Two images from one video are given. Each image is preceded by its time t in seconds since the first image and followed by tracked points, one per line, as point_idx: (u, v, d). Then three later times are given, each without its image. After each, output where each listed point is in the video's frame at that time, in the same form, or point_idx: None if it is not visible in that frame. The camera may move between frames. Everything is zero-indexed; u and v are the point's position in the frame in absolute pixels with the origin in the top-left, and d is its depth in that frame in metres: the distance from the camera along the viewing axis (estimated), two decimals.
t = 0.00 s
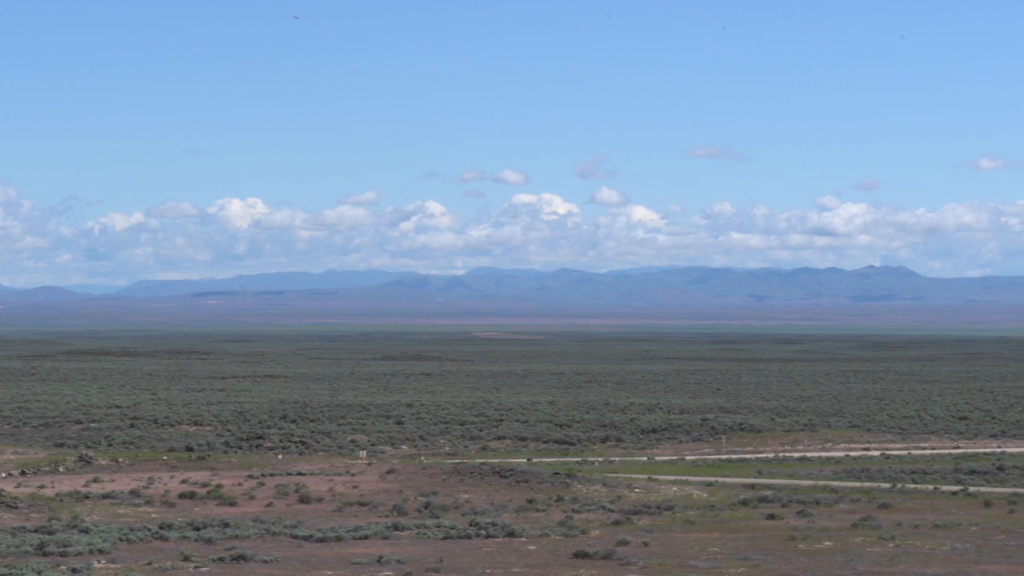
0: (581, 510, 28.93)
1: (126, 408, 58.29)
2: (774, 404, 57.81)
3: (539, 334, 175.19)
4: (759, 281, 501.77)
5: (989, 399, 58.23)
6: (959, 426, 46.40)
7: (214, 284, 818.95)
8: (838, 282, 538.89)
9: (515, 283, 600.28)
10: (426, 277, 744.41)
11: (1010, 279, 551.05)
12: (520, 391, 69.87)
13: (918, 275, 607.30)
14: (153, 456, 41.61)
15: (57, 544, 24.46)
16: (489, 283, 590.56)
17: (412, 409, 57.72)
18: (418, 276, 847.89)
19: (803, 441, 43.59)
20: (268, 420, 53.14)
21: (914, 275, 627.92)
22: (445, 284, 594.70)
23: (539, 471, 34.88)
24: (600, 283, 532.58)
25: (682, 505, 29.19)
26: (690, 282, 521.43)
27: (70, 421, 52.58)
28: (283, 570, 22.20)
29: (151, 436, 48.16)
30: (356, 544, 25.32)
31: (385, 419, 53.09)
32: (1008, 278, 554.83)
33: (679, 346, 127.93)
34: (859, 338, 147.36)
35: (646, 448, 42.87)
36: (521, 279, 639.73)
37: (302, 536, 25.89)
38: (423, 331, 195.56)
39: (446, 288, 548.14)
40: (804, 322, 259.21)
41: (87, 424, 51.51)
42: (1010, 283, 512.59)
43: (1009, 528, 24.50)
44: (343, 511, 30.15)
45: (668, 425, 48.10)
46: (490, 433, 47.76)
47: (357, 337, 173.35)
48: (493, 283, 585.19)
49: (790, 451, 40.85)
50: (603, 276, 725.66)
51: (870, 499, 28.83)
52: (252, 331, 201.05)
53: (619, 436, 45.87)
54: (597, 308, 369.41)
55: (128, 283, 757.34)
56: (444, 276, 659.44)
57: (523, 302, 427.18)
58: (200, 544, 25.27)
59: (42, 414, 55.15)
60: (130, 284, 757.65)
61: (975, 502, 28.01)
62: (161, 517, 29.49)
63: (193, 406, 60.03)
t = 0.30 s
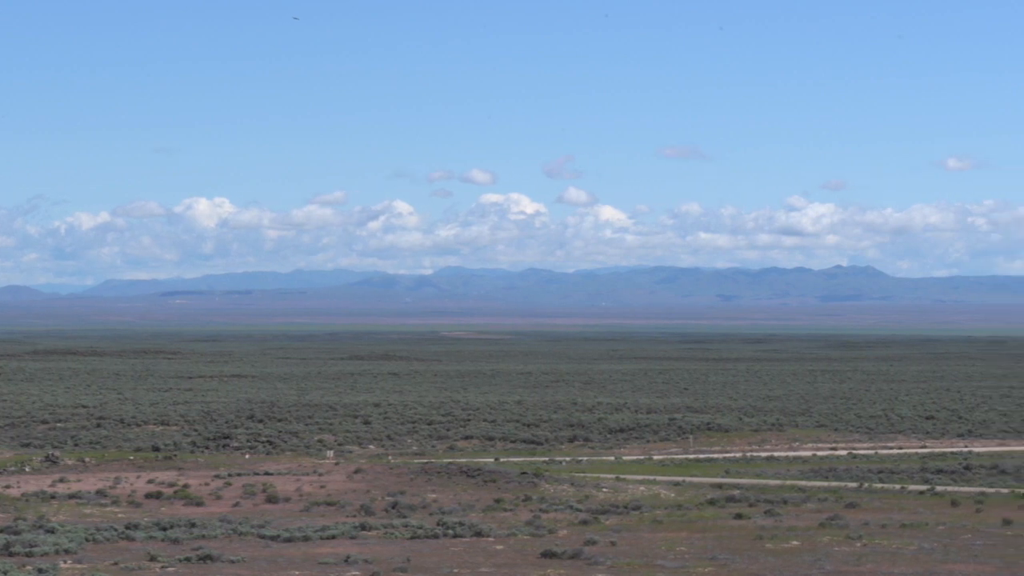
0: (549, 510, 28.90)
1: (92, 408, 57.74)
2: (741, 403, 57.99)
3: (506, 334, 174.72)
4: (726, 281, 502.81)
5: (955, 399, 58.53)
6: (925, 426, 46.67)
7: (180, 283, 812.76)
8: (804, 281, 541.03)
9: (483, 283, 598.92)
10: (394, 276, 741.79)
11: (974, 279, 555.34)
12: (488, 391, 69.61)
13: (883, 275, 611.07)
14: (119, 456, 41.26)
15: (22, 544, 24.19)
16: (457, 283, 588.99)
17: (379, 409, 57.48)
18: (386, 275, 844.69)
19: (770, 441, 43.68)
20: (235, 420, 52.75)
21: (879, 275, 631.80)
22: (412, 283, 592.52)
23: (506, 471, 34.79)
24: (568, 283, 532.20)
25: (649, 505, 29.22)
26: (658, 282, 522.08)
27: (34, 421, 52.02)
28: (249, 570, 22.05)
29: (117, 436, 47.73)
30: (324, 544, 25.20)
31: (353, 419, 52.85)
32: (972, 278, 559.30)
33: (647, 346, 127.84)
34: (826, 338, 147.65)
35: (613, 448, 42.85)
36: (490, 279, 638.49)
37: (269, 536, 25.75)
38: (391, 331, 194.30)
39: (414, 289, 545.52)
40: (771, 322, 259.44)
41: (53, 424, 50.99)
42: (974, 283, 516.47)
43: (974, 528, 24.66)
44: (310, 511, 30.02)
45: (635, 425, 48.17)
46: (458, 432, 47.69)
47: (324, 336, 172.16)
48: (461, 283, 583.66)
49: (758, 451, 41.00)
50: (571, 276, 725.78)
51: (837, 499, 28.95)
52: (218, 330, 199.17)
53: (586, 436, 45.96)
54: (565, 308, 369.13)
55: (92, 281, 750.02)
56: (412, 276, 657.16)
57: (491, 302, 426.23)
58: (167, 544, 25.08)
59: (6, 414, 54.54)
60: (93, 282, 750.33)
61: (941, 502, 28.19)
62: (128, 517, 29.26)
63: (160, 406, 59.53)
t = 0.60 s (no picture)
0: (517, 510, 28.87)
1: (58, 408, 57.14)
2: (710, 403, 58.06)
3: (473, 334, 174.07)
4: (694, 281, 503.65)
5: (921, 399, 58.84)
6: (892, 426, 46.87)
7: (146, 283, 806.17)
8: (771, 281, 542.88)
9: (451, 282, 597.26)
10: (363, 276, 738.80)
11: (940, 279, 559.07)
12: (457, 390, 69.33)
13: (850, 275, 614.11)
14: (85, 456, 40.88)
15: None
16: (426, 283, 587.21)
17: (348, 408, 57.21)
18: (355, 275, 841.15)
19: (738, 441, 43.76)
20: (203, 420, 52.33)
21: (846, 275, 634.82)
22: (380, 283, 590.09)
23: (476, 471, 34.69)
24: (537, 283, 531.45)
25: (617, 505, 29.26)
26: (627, 282, 522.44)
27: None
28: (217, 570, 21.91)
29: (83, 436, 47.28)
30: (292, 544, 25.07)
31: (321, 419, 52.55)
32: (937, 277, 563.09)
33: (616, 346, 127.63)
34: (793, 339, 147.85)
35: (582, 448, 42.83)
36: (459, 279, 637.07)
37: (237, 536, 25.58)
38: (359, 331, 193.06)
39: (382, 289, 541.66)
40: (740, 322, 259.37)
41: (18, 424, 50.45)
42: (940, 283, 519.72)
43: (941, 527, 24.85)
44: (279, 511, 29.85)
45: (604, 425, 48.17)
46: (426, 432, 47.55)
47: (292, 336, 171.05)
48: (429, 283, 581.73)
49: (727, 451, 41.09)
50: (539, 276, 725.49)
51: (805, 499, 29.12)
52: (184, 329, 197.09)
53: (555, 436, 45.95)
54: (533, 308, 368.66)
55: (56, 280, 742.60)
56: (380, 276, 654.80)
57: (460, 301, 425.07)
58: (134, 544, 24.87)
59: None
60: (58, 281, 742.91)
61: (909, 501, 28.36)
62: (95, 517, 29.00)
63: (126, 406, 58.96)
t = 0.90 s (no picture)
0: (487, 510, 28.81)
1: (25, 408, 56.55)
2: (679, 403, 58.15)
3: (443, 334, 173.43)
4: (664, 280, 504.27)
5: (889, 399, 59.12)
6: (861, 425, 47.09)
7: (114, 283, 799.52)
8: (740, 281, 544.46)
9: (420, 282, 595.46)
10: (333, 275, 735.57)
11: (907, 279, 562.55)
12: (427, 390, 69.04)
13: (818, 275, 617.07)
14: (53, 456, 40.49)
15: None
16: (397, 282, 585.16)
17: (318, 408, 56.92)
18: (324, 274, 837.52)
19: (708, 441, 43.82)
20: (171, 420, 51.92)
21: (814, 275, 637.80)
22: (350, 283, 587.34)
23: (445, 471, 34.58)
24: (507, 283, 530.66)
25: (587, 505, 29.25)
26: (597, 281, 522.63)
27: None
28: (187, 570, 21.76)
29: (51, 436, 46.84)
30: (261, 544, 24.94)
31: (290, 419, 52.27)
32: (904, 277, 566.62)
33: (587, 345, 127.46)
34: (763, 338, 148.02)
35: (552, 448, 42.77)
36: (429, 279, 635.38)
37: (206, 535, 25.41)
38: (329, 331, 191.85)
39: (352, 288, 538.70)
40: (711, 322, 259.28)
41: None
42: (907, 282, 522.81)
43: (910, 527, 24.98)
44: (248, 510, 29.67)
45: (574, 425, 48.17)
46: (396, 432, 47.44)
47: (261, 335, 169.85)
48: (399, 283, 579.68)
49: (696, 450, 41.18)
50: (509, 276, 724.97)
51: (774, 499, 29.21)
52: (151, 330, 194.86)
53: (525, 435, 45.95)
54: (504, 308, 368.13)
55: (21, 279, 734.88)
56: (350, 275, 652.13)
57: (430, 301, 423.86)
58: (102, 544, 24.66)
59: None
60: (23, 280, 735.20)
61: (877, 502, 28.48)
62: (63, 517, 28.74)
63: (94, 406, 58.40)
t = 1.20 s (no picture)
0: (458, 510, 28.76)
1: None
2: (650, 403, 58.27)
3: (414, 335, 172.94)
4: (635, 280, 504.98)
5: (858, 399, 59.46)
6: (831, 425, 47.34)
7: (83, 283, 793.46)
8: (711, 281, 545.93)
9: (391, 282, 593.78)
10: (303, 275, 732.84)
11: (876, 279, 566.06)
12: (399, 390, 68.84)
13: (787, 276, 619.97)
14: (22, 456, 40.15)
15: None
16: (368, 282, 583.64)
17: (288, 408, 56.67)
18: (294, 274, 834.21)
19: (679, 441, 43.89)
20: (142, 420, 51.56)
21: (784, 275, 640.83)
22: (320, 283, 584.67)
23: (416, 471, 34.50)
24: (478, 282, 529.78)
25: (558, 505, 29.24)
26: (568, 281, 522.77)
27: None
28: (157, 570, 21.61)
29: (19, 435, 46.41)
30: (231, 544, 24.79)
31: (261, 419, 52.03)
32: (873, 277, 570.14)
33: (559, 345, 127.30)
34: (733, 338, 148.35)
35: (523, 448, 42.74)
36: (400, 279, 633.55)
37: (176, 535, 25.25)
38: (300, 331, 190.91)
39: (322, 289, 536.50)
40: (683, 322, 259.67)
41: None
42: (876, 282, 525.98)
43: (880, 527, 25.10)
44: (218, 510, 29.51)
45: (545, 425, 48.19)
46: (367, 432, 47.33)
47: (231, 336, 168.84)
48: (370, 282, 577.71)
49: (666, 450, 41.34)
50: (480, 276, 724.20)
51: (745, 498, 29.27)
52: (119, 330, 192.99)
53: (496, 435, 45.96)
54: (475, 308, 367.81)
55: None
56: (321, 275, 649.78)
57: (401, 301, 422.69)
58: (72, 545, 24.46)
59: None
60: None
61: (846, 502, 28.59)
62: (32, 517, 28.49)
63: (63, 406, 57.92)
